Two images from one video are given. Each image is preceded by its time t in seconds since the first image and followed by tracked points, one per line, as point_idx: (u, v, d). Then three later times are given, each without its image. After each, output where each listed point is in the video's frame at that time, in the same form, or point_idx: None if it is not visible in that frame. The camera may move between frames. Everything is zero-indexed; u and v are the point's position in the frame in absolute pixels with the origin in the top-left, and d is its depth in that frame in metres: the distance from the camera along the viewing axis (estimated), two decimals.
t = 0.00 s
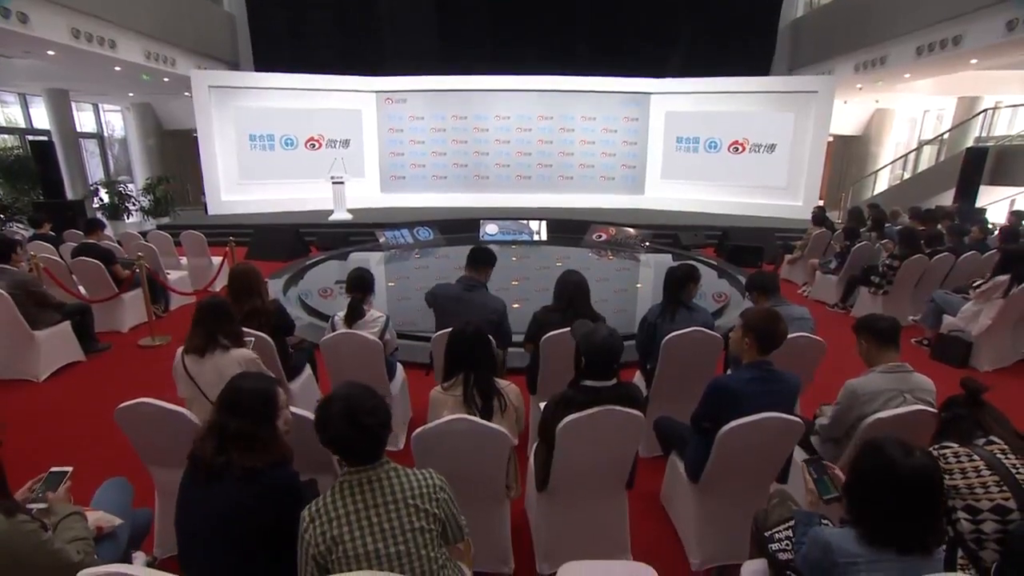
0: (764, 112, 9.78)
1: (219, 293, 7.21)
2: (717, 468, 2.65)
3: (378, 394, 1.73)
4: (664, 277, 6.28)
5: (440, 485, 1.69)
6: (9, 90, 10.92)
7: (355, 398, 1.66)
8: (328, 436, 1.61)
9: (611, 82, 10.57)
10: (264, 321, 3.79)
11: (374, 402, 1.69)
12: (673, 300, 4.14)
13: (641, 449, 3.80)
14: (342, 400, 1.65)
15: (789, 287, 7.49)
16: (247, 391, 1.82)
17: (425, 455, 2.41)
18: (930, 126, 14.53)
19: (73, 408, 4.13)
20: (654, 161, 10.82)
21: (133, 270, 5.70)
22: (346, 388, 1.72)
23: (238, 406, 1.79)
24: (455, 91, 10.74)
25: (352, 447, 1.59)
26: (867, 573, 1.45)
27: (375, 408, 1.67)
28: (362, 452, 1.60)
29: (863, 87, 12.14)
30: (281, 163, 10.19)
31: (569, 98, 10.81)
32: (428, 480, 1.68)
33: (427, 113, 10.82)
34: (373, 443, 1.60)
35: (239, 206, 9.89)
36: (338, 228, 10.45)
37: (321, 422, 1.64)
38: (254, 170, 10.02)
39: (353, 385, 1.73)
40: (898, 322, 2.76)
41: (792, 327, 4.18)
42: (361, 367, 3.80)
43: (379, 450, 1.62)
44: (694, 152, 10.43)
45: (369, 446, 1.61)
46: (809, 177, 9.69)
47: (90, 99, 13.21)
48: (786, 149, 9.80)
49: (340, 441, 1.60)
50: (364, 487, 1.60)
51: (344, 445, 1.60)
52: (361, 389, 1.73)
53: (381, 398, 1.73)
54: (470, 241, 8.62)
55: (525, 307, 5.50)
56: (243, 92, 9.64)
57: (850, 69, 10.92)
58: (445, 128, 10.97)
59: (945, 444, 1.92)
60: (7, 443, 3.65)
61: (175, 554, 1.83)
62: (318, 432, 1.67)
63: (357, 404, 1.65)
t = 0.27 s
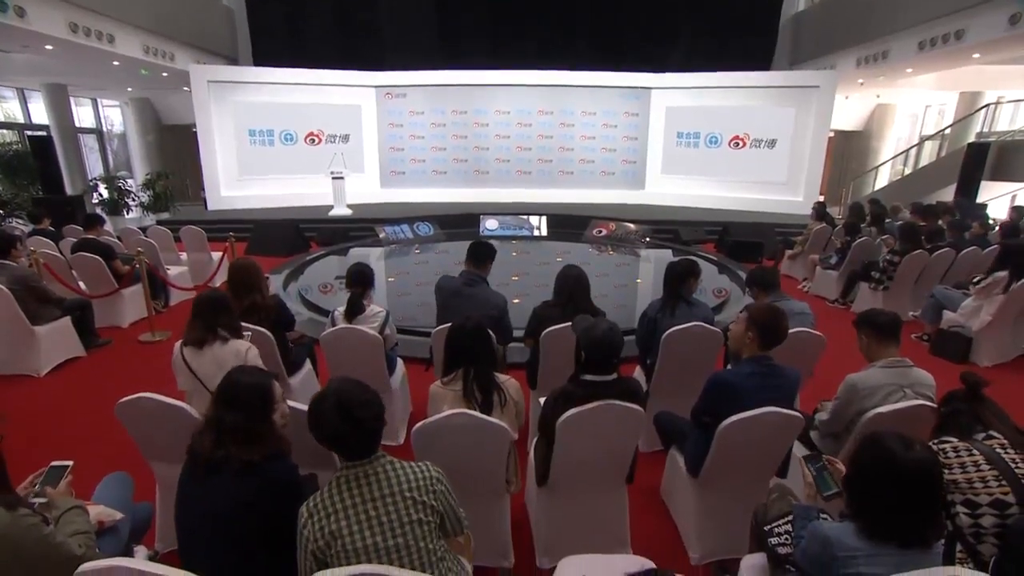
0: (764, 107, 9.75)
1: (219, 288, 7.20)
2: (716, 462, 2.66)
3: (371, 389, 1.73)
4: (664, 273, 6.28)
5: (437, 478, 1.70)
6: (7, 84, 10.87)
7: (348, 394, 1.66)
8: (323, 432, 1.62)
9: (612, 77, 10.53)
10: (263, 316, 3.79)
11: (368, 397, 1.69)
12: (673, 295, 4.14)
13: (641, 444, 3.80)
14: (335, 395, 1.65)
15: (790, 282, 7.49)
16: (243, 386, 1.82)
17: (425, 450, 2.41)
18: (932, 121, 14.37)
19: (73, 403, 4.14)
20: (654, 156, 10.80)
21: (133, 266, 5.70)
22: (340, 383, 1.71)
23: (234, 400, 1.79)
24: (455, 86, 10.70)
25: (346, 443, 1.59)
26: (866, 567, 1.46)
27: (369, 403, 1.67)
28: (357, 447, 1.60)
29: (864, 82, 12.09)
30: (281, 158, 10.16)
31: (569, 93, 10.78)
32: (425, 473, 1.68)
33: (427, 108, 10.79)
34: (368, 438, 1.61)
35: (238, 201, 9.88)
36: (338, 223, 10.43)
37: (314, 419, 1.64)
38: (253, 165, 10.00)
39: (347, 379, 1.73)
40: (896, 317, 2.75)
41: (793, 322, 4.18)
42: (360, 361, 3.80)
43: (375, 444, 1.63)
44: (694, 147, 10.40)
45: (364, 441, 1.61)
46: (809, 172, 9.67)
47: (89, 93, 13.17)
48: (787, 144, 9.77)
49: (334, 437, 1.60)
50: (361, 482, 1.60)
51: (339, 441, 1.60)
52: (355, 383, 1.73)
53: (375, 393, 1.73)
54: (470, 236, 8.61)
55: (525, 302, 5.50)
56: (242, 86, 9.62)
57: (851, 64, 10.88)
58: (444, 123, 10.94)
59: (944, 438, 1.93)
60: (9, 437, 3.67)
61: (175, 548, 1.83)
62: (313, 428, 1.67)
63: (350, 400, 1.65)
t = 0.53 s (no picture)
0: (765, 104, 9.74)
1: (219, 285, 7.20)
2: (716, 459, 2.66)
3: (370, 386, 1.74)
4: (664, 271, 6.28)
5: (436, 475, 1.70)
6: (6, 82, 10.83)
7: (347, 392, 1.66)
8: (322, 430, 1.62)
9: (612, 74, 10.51)
10: (263, 313, 3.79)
11: (367, 395, 1.69)
12: (673, 292, 4.14)
13: (641, 441, 3.81)
14: (334, 393, 1.65)
15: (789, 280, 7.49)
16: (240, 382, 1.82)
17: (425, 446, 2.42)
18: (933, 118, 14.68)
19: (73, 401, 4.14)
20: (655, 154, 10.79)
21: (133, 263, 5.70)
22: (338, 381, 1.72)
23: (231, 396, 1.79)
24: (456, 84, 10.69)
25: (345, 441, 1.59)
26: (866, 563, 1.46)
27: (367, 400, 1.67)
28: (356, 445, 1.61)
29: (865, 80, 12.07)
30: (281, 155, 10.15)
31: (569, 90, 10.76)
32: (424, 470, 1.69)
33: (427, 106, 10.78)
34: (367, 435, 1.61)
35: (238, 198, 9.87)
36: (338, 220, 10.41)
37: (314, 417, 1.65)
38: (253, 163, 9.98)
39: (344, 377, 1.73)
40: (898, 315, 2.75)
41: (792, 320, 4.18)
42: (360, 358, 3.80)
43: (373, 441, 1.63)
44: (695, 145, 10.40)
45: (363, 438, 1.61)
46: (810, 170, 9.66)
47: (88, 91, 13.14)
48: (787, 142, 9.76)
49: (333, 434, 1.60)
50: (360, 479, 1.60)
51: (338, 439, 1.60)
52: (352, 381, 1.73)
53: (373, 390, 1.73)
54: (470, 234, 8.60)
55: (525, 299, 5.50)
56: (241, 83, 9.60)
57: (852, 61, 10.86)
58: (444, 120, 10.93)
59: (944, 436, 1.93)
60: (11, 434, 3.68)
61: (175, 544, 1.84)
62: (311, 427, 1.67)
63: (350, 397, 1.65)
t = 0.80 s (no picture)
0: (764, 104, 9.75)
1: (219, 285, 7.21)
2: (715, 459, 2.66)
3: (370, 385, 1.74)
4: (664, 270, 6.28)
5: (436, 474, 1.71)
6: (6, 81, 10.81)
7: (346, 391, 1.66)
8: (321, 430, 1.62)
9: (612, 74, 10.51)
10: (263, 313, 3.78)
11: (367, 395, 1.69)
12: (673, 292, 4.14)
13: (641, 440, 3.81)
14: (333, 393, 1.65)
15: (789, 280, 7.49)
16: (239, 381, 1.82)
17: (425, 446, 2.42)
18: (932, 118, 14.70)
19: (74, 401, 4.14)
20: (654, 154, 10.79)
21: (133, 263, 5.70)
22: (338, 380, 1.72)
23: (230, 395, 1.79)
24: (457, 83, 10.69)
25: (345, 440, 1.60)
26: (865, 563, 1.46)
27: (366, 400, 1.67)
28: (355, 444, 1.61)
29: (866, 79, 12.07)
30: (281, 155, 10.15)
31: (569, 90, 10.75)
32: (424, 469, 1.69)
33: (427, 105, 10.78)
34: (366, 434, 1.61)
35: (238, 198, 9.88)
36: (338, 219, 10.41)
37: (313, 416, 1.65)
38: (253, 163, 9.98)
39: (343, 376, 1.73)
40: (899, 315, 2.74)
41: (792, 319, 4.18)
42: (360, 358, 3.80)
43: (373, 441, 1.63)
44: (694, 145, 10.40)
45: (363, 438, 1.61)
46: (809, 170, 9.66)
47: (88, 90, 13.14)
48: (787, 142, 9.76)
49: (333, 433, 1.60)
50: (360, 479, 1.60)
51: (338, 439, 1.60)
52: (351, 381, 1.73)
53: (373, 389, 1.73)
54: (470, 233, 8.60)
55: (525, 299, 5.50)
56: (241, 83, 9.60)
57: (852, 60, 10.85)
58: (444, 120, 10.93)
59: (943, 435, 1.93)
60: (11, 434, 3.68)
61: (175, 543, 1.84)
62: (310, 426, 1.67)
63: (349, 397, 1.65)
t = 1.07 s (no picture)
0: (764, 104, 9.74)
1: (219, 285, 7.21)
2: (715, 459, 2.66)
3: (369, 385, 1.74)
4: (664, 270, 6.28)
5: (436, 473, 1.70)
6: (6, 81, 10.81)
7: (345, 391, 1.66)
8: (321, 429, 1.62)
9: (612, 73, 10.51)
10: (263, 313, 3.78)
11: (366, 395, 1.69)
12: (673, 291, 4.13)
13: (641, 441, 3.81)
14: (332, 392, 1.65)
15: (789, 280, 7.49)
16: (238, 381, 1.82)
17: (425, 446, 2.42)
18: (933, 118, 14.70)
19: (73, 401, 4.14)
20: (654, 154, 10.79)
21: (133, 263, 5.70)
22: (337, 380, 1.72)
23: (230, 395, 1.79)
24: (457, 83, 10.69)
25: (345, 440, 1.60)
26: (865, 562, 1.46)
27: (366, 399, 1.68)
28: (355, 443, 1.61)
29: (866, 79, 12.07)
30: (281, 155, 10.15)
31: (569, 89, 10.75)
32: (424, 469, 1.69)
33: (427, 105, 10.78)
34: (366, 433, 1.61)
35: (238, 198, 9.88)
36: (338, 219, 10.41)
37: (313, 416, 1.65)
38: (253, 163, 9.98)
39: (343, 376, 1.73)
40: (899, 314, 2.74)
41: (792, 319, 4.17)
42: (361, 358, 3.79)
43: (372, 440, 1.63)
44: (694, 145, 10.40)
45: (362, 438, 1.61)
46: (809, 170, 9.66)
47: (88, 90, 13.14)
48: (787, 142, 9.76)
49: (333, 433, 1.60)
50: (360, 478, 1.60)
51: (337, 438, 1.60)
52: (349, 380, 1.73)
53: (372, 389, 1.73)
54: (470, 234, 8.60)
55: (525, 299, 5.50)
56: (241, 83, 9.60)
57: (852, 60, 10.85)
58: (444, 120, 10.93)
59: (943, 435, 1.93)
60: (11, 433, 3.68)
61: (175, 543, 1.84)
62: (310, 426, 1.67)
63: (348, 396, 1.65)
